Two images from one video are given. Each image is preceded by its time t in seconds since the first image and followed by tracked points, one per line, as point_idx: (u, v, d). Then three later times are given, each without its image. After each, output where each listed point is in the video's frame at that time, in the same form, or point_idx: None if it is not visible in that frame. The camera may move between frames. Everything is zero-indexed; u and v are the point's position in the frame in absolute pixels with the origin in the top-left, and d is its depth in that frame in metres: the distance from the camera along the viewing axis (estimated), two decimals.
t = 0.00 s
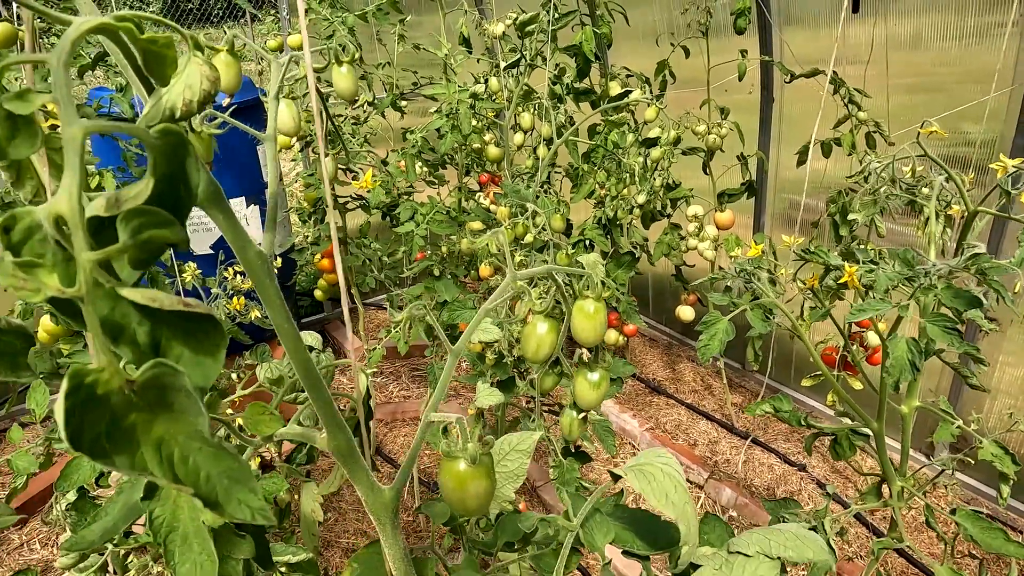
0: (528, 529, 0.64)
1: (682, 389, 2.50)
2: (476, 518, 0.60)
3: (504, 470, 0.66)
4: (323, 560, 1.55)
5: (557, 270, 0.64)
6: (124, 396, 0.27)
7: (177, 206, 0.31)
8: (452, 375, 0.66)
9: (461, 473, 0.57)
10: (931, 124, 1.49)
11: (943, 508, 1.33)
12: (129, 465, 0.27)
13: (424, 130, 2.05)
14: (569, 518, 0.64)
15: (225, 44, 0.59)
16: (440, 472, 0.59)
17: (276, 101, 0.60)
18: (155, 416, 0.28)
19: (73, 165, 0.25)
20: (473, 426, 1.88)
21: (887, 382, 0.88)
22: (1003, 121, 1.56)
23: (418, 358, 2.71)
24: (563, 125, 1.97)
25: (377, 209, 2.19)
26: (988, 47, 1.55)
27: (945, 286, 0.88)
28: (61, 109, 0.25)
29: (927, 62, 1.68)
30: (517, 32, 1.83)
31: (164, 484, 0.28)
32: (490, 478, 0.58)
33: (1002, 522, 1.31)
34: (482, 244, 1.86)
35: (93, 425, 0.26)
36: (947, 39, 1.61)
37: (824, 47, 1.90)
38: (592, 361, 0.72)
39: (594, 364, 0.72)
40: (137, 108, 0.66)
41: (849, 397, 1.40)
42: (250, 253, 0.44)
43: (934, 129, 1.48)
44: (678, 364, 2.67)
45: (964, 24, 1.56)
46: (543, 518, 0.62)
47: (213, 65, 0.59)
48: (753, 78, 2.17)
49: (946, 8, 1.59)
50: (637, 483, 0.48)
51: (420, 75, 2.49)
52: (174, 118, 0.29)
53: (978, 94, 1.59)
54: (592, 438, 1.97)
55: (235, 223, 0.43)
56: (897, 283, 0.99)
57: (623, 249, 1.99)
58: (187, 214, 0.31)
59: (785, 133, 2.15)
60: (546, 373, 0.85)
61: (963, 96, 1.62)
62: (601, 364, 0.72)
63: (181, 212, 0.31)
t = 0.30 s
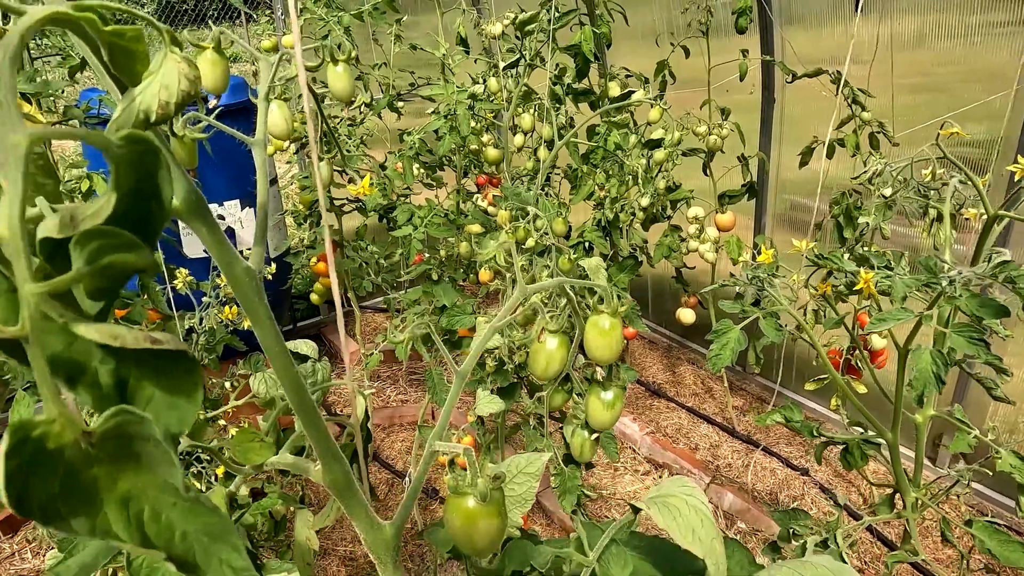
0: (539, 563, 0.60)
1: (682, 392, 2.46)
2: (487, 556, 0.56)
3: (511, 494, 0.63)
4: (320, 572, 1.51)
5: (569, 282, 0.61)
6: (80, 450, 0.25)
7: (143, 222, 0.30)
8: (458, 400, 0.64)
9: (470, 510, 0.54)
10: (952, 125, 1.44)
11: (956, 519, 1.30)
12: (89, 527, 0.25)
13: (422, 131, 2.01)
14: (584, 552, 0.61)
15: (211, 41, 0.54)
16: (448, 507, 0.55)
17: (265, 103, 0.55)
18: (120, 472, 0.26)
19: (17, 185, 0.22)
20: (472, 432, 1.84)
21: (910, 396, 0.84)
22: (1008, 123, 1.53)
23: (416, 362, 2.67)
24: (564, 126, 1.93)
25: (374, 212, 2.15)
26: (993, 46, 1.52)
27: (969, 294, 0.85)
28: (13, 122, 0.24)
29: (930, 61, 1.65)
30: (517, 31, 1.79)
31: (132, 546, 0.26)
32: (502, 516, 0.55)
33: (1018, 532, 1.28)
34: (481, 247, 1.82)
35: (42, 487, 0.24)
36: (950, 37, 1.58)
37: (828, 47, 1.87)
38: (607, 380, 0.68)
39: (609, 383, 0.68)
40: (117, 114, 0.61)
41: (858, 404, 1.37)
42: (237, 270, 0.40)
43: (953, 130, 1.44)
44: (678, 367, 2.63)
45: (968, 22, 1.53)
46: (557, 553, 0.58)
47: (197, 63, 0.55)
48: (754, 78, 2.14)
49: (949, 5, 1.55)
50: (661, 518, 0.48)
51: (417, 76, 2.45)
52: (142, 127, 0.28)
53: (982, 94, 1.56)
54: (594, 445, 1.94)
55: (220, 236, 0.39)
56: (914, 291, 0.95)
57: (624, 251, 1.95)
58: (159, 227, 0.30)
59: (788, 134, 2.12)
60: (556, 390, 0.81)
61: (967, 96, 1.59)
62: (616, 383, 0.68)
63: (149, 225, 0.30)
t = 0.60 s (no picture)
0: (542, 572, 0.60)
1: (682, 394, 2.45)
2: (492, 571, 0.56)
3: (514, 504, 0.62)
4: None
5: (573, 290, 0.62)
6: (77, 474, 0.25)
7: (142, 236, 0.29)
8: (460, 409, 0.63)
9: (476, 525, 0.53)
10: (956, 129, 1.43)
11: (959, 523, 1.29)
12: (86, 554, 0.25)
13: (420, 134, 2.00)
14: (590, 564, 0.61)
15: (210, 47, 0.54)
16: (452, 522, 0.55)
17: (264, 109, 0.55)
18: (117, 494, 0.26)
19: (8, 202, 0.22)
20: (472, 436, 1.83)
21: (914, 401, 0.84)
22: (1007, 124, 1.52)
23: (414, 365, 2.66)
24: (562, 128, 1.93)
25: (372, 215, 2.14)
26: (991, 48, 1.52)
27: (973, 298, 0.84)
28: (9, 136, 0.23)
29: (928, 63, 1.65)
30: (515, 34, 1.78)
31: (132, 571, 0.26)
32: (507, 530, 0.54)
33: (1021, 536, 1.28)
34: (480, 250, 1.81)
35: (40, 511, 0.24)
36: (948, 38, 1.57)
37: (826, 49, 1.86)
38: (611, 389, 0.67)
39: (613, 392, 0.67)
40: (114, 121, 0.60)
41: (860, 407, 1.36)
42: (237, 280, 0.40)
43: (957, 135, 1.43)
44: (677, 369, 2.62)
45: (966, 24, 1.52)
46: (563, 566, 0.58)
47: (196, 70, 0.54)
48: (752, 80, 2.13)
49: (948, 6, 1.55)
50: (670, 534, 0.49)
51: (415, 78, 2.45)
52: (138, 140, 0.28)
53: (980, 96, 1.56)
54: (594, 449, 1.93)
55: (220, 247, 0.39)
56: (916, 294, 0.95)
57: (622, 254, 1.95)
58: (158, 240, 0.30)
59: (786, 136, 2.11)
60: (560, 399, 0.80)
61: (965, 97, 1.59)
62: (620, 392, 0.68)
63: (148, 239, 0.29)
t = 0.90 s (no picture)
0: None
1: (680, 398, 2.45)
2: None
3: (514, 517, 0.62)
4: None
5: (575, 304, 0.61)
6: (77, 509, 0.24)
7: (141, 263, 0.29)
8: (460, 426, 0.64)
9: (478, 545, 0.53)
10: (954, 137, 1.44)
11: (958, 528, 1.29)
12: None
13: (418, 139, 2.00)
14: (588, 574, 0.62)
15: (209, 60, 0.53)
16: (454, 541, 0.54)
17: (264, 123, 0.55)
18: (118, 526, 0.26)
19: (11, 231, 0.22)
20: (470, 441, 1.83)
21: (914, 409, 0.84)
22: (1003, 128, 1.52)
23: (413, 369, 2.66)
24: (560, 133, 1.93)
25: (370, 220, 2.14)
26: (988, 51, 1.52)
27: (972, 306, 0.84)
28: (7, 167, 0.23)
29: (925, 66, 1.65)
30: (513, 39, 1.78)
31: None
32: (509, 549, 0.54)
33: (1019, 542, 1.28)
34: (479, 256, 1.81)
35: (39, 546, 0.24)
36: (945, 41, 1.58)
37: (823, 53, 1.87)
38: (612, 402, 0.67)
39: (614, 404, 0.67)
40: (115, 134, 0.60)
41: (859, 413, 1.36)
42: (237, 297, 0.39)
43: (954, 140, 1.43)
44: (675, 372, 2.63)
45: (963, 27, 1.53)
46: None
47: (195, 83, 0.54)
48: (749, 85, 2.13)
49: (944, 9, 1.55)
50: (673, 549, 0.52)
51: (412, 83, 2.45)
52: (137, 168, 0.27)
53: (977, 99, 1.56)
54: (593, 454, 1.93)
55: (220, 265, 0.38)
56: (916, 301, 0.95)
57: (620, 258, 1.95)
58: (158, 267, 0.30)
59: (784, 140, 2.11)
60: (561, 410, 0.80)
61: (962, 100, 1.59)
62: (622, 405, 0.68)
63: (149, 266, 0.29)
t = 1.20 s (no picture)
0: None
1: (679, 399, 2.45)
2: None
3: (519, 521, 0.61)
4: None
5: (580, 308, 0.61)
6: (92, 521, 0.24)
7: (155, 271, 0.29)
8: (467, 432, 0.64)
9: (488, 551, 0.53)
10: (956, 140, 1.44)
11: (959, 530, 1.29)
12: None
13: (418, 141, 2.00)
14: None
15: (215, 64, 0.53)
16: (464, 548, 0.54)
17: (270, 127, 0.54)
18: (132, 537, 0.26)
19: (27, 241, 0.22)
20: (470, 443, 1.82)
21: (918, 412, 0.84)
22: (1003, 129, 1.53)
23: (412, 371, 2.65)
24: (560, 135, 1.93)
25: (369, 222, 2.14)
26: (986, 52, 1.52)
27: (975, 309, 0.84)
28: (26, 177, 0.23)
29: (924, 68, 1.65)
30: (512, 41, 1.78)
31: None
32: (519, 556, 0.54)
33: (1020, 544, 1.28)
34: (478, 258, 1.81)
35: (54, 557, 0.24)
36: (944, 42, 1.58)
37: (822, 55, 1.87)
38: (618, 406, 0.67)
39: (620, 409, 0.67)
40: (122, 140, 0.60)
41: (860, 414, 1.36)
42: (245, 303, 0.39)
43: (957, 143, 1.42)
44: (674, 374, 2.62)
45: (961, 27, 1.53)
46: None
47: (200, 87, 0.53)
48: (748, 86, 2.13)
49: (943, 9, 1.55)
50: (682, 555, 0.53)
51: (412, 85, 2.45)
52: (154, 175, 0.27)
53: (976, 100, 1.56)
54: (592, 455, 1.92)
55: (229, 272, 0.38)
56: (917, 303, 0.95)
57: (619, 260, 1.95)
58: (171, 275, 0.30)
59: (782, 142, 2.11)
60: (566, 414, 0.79)
61: (960, 102, 1.59)
62: (627, 409, 0.67)
63: (162, 273, 0.29)
